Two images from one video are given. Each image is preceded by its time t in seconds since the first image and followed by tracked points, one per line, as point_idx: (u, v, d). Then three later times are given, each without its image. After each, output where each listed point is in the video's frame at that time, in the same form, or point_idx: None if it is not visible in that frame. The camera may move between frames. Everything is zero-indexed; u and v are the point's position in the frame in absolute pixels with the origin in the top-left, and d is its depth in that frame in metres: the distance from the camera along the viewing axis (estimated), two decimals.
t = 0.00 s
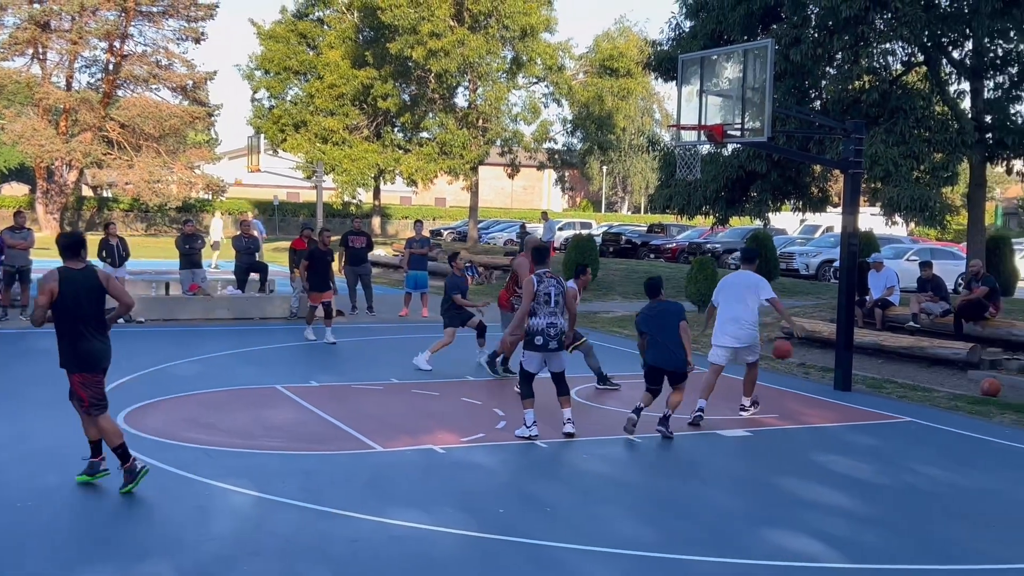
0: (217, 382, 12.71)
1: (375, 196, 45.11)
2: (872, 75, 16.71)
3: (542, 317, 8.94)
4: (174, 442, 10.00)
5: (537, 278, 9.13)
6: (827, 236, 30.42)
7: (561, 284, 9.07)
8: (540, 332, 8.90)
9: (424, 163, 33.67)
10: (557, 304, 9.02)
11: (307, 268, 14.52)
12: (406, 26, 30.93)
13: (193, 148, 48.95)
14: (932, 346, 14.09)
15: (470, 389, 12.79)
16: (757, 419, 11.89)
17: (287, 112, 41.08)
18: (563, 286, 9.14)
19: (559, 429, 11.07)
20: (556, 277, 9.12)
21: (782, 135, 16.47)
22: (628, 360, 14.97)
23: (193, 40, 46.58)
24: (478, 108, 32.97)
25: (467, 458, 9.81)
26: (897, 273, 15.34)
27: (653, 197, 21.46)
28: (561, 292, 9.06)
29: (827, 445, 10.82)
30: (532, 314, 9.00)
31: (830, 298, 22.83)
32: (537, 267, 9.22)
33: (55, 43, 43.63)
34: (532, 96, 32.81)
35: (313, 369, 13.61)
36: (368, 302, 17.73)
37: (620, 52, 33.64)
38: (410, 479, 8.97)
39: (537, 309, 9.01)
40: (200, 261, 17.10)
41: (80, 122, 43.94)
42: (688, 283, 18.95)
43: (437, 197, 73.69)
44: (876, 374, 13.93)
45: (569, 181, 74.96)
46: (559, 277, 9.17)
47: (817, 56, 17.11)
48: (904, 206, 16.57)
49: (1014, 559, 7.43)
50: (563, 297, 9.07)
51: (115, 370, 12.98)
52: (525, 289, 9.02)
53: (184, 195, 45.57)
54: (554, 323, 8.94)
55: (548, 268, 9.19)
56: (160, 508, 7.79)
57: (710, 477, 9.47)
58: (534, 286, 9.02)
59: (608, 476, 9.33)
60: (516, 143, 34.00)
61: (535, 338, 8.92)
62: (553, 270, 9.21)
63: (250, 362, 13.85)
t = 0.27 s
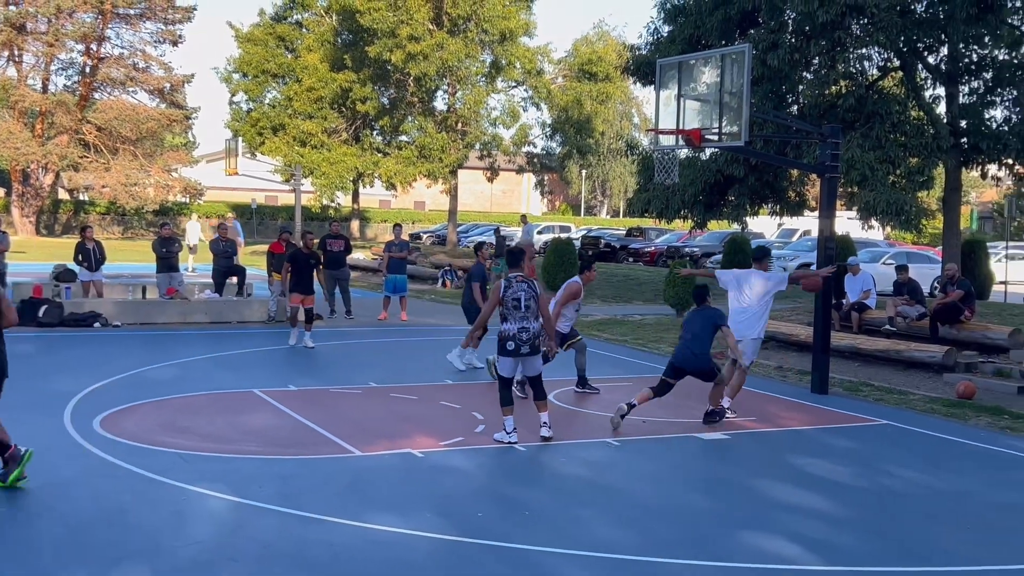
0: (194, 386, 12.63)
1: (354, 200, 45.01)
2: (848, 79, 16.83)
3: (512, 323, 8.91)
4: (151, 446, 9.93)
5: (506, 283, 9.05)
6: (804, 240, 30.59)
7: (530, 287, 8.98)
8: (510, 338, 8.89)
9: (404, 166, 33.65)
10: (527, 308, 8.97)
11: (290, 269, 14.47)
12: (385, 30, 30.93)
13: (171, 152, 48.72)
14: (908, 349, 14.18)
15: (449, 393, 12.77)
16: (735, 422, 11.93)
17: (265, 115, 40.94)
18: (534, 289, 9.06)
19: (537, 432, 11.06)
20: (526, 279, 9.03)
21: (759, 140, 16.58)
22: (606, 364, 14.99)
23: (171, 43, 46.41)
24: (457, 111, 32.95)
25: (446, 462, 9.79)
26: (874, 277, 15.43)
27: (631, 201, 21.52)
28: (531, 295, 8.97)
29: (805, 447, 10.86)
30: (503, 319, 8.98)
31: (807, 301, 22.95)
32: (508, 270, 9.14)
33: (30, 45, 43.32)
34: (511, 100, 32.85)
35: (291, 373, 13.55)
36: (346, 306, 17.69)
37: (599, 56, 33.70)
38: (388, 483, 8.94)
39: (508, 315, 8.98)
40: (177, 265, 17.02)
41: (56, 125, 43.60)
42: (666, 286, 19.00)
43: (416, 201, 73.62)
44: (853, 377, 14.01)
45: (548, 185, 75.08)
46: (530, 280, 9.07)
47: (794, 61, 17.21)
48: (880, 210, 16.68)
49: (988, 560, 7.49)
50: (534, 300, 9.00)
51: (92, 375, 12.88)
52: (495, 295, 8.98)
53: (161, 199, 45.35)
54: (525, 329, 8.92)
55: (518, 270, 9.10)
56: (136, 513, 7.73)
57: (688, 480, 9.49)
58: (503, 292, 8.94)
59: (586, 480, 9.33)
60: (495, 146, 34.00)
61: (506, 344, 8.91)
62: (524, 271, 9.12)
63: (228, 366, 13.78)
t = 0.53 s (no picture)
0: (175, 392, 12.59)
1: (336, 204, 44.91)
2: (828, 85, 16.95)
3: (490, 331, 8.87)
4: (131, 452, 9.89)
5: (488, 290, 8.99)
6: (785, 244, 30.74)
7: (509, 294, 8.91)
8: (488, 346, 8.85)
9: (387, 170, 33.30)
10: (507, 316, 8.89)
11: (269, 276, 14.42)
12: (367, 34, 30.96)
13: (152, 155, 48.51)
14: (888, 352, 14.28)
15: (430, 398, 12.77)
16: (716, 426, 11.98)
17: (247, 119, 40.86)
18: (515, 295, 8.97)
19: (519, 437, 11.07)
20: (506, 286, 8.96)
21: (740, 145, 16.68)
22: (589, 368, 15.03)
23: (151, 46, 46.24)
24: (439, 115, 32.92)
25: (427, 467, 9.78)
26: (853, 282, 15.51)
27: (614, 206, 21.57)
28: (510, 303, 8.89)
29: (785, 451, 10.91)
30: (482, 327, 8.95)
31: (788, 306, 23.05)
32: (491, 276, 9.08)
33: (10, 48, 43.05)
34: (494, 104, 32.85)
35: (272, 378, 13.51)
36: (328, 310, 17.66)
37: (581, 60, 33.74)
38: (370, 489, 8.93)
39: (488, 323, 8.93)
40: (158, 269, 16.97)
41: (36, 128, 43.32)
42: (648, 290, 19.05)
43: (399, 204, 73.55)
44: (833, 381, 14.09)
45: (531, 189, 75.16)
46: (511, 286, 8.99)
47: (774, 66, 17.31)
48: (859, 215, 16.79)
49: (965, 563, 7.54)
50: (514, 307, 8.92)
51: (71, 381, 12.81)
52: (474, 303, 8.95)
53: (142, 203, 45.14)
54: (503, 337, 8.86)
55: (500, 277, 9.03)
56: (115, 521, 7.70)
57: (669, 485, 9.52)
58: (483, 299, 8.91)
59: (568, 485, 9.35)
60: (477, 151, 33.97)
61: (485, 352, 8.88)
62: (506, 278, 9.05)
63: (209, 371, 13.74)
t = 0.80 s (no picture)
0: (158, 397, 12.54)
1: (321, 208, 44.85)
2: (812, 91, 16.96)
3: (478, 337, 8.82)
4: (113, 457, 9.85)
5: (479, 296, 8.96)
6: (769, 248, 30.87)
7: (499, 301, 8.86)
8: (475, 352, 8.80)
9: (371, 174, 33.44)
10: (496, 323, 8.84)
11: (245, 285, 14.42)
12: (352, 37, 30.97)
13: (136, 158, 48.37)
14: (871, 357, 14.35)
15: (414, 402, 12.76)
16: (699, 430, 12.01)
17: (231, 123, 40.75)
18: (506, 302, 8.93)
19: (503, 442, 11.07)
20: (497, 293, 8.92)
21: (724, 150, 16.76)
22: (573, 372, 15.05)
23: (135, 49, 46.15)
24: (425, 120, 32.92)
25: (411, 471, 9.78)
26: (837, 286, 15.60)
27: (598, 210, 21.62)
28: (499, 310, 8.84)
29: (768, 455, 10.95)
30: (471, 333, 8.91)
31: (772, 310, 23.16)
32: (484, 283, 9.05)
33: None
34: (479, 109, 32.90)
35: (256, 383, 13.48)
36: (312, 314, 17.63)
37: (566, 65, 33.82)
38: (353, 493, 8.92)
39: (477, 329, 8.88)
40: (141, 274, 16.90)
41: (19, 132, 43.05)
42: (632, 294, 19.09)
43: (384, 208, 73.49)
44: (816, 385, 14.15)
45: (517, 193, 75.27)
46: (502, 293, 8.95)
47: (758, 71, 17.40)
48: (843, 219, 16.88)
49: (946, 566, 7.58)
50: (504, 314, 8.86)
51: (53, 385, 12.74)
52: (464, 308, 8.92)
53: (125, 207, 44.96)
54: (491, 344, 8.79)
55: (491, 284, 9.01)
56: (97, 526, 7.66)
57: (653, 489, 9.54)
58: (472, 305, 8.88)
59: (552, 489, 9.35)
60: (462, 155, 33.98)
61: (472, 359, 8.83)
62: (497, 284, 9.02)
63: (192, 376, 13.69)
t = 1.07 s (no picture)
0: (143, 401, 12.48)
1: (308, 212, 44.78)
2: (797, 95, 17.05)
3: (461, 344, 8.77)
4: (97, 463, 9.80)
5: (462, 302, 8.90)
6: (755, 253, 30.96)
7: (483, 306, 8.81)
8: (458, 359, 8.74)
9: (358, 178, 33.32)
10: (479, 330, 8.78)
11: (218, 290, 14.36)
12: (339, 42, 30.95)
13: (122, 163, 48.24)
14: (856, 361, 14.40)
15: (401, 407, 12.74)
16: (685, 434, 12.02)
17: (217, 127, 40.69)
18: (489, 308, 8.87)
19: (490, 447, 11.06)
20: (480, 299, 8.86)
21: (710, 154, 16.83)
22: (560, 376, 15.05)
23: (121, 53, 46.03)
24: (412, 124, 32.91)
25: (397, 476, 9.76)
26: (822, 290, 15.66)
27: (585, 215, 21.65)
28: (483, 315, 8.80)
29: (754, 459, 10.97)
30: (454, 340, 8.85)
31: (758, 314, 23.23)
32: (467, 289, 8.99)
33: None
34: (466, 113, 32.92)
35: (242, 388, 13.44)
36: (298, 319, 17.59)
37: (553, 70, 33.88)
38: (338, 498, 8.89)
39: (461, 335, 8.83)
40: (126, 278, 16.84)
41: (4, 135, 42.84)
42: (619, 299, 19.12)
43: (371, 213, 73.45)
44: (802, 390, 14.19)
45: (504, 198, 75.37)
46: (486, 299, 8.89)
47: (744, 76, 17.43)
48: (828, 224, 16.95)
49: (931, 570, 7.61)
50: (488, 320, 8.82)
51: (37, 390, 12.67)
52: (447, 314, 8.87)
53: (111, 211, 44.82)
54: (473, 351, 8.73)
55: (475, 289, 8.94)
56: (81, 531, 7.61)
57: (639, 493, 9.54)
58: (455, 311, 8.82)
59: (538, 493, 9.35)
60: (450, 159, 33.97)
61: (455, 366, 8.77)
62: (481, 290, 8.96)
63: (178, 381, 13.64)
